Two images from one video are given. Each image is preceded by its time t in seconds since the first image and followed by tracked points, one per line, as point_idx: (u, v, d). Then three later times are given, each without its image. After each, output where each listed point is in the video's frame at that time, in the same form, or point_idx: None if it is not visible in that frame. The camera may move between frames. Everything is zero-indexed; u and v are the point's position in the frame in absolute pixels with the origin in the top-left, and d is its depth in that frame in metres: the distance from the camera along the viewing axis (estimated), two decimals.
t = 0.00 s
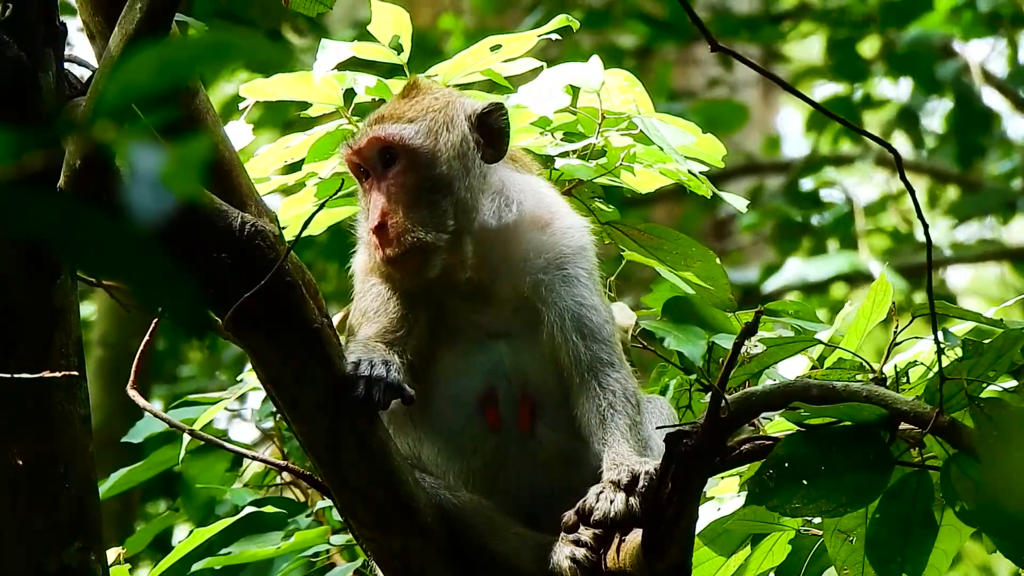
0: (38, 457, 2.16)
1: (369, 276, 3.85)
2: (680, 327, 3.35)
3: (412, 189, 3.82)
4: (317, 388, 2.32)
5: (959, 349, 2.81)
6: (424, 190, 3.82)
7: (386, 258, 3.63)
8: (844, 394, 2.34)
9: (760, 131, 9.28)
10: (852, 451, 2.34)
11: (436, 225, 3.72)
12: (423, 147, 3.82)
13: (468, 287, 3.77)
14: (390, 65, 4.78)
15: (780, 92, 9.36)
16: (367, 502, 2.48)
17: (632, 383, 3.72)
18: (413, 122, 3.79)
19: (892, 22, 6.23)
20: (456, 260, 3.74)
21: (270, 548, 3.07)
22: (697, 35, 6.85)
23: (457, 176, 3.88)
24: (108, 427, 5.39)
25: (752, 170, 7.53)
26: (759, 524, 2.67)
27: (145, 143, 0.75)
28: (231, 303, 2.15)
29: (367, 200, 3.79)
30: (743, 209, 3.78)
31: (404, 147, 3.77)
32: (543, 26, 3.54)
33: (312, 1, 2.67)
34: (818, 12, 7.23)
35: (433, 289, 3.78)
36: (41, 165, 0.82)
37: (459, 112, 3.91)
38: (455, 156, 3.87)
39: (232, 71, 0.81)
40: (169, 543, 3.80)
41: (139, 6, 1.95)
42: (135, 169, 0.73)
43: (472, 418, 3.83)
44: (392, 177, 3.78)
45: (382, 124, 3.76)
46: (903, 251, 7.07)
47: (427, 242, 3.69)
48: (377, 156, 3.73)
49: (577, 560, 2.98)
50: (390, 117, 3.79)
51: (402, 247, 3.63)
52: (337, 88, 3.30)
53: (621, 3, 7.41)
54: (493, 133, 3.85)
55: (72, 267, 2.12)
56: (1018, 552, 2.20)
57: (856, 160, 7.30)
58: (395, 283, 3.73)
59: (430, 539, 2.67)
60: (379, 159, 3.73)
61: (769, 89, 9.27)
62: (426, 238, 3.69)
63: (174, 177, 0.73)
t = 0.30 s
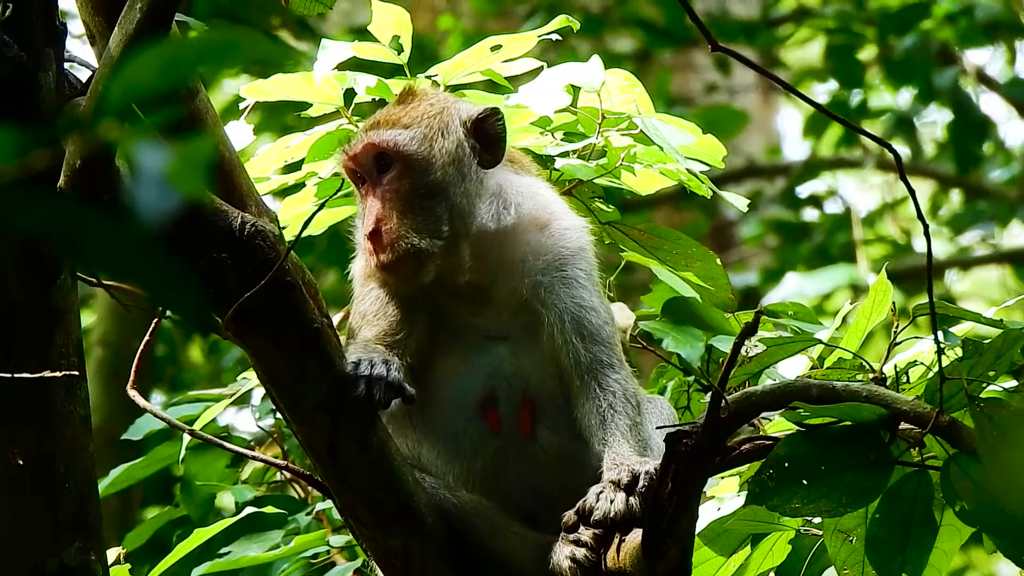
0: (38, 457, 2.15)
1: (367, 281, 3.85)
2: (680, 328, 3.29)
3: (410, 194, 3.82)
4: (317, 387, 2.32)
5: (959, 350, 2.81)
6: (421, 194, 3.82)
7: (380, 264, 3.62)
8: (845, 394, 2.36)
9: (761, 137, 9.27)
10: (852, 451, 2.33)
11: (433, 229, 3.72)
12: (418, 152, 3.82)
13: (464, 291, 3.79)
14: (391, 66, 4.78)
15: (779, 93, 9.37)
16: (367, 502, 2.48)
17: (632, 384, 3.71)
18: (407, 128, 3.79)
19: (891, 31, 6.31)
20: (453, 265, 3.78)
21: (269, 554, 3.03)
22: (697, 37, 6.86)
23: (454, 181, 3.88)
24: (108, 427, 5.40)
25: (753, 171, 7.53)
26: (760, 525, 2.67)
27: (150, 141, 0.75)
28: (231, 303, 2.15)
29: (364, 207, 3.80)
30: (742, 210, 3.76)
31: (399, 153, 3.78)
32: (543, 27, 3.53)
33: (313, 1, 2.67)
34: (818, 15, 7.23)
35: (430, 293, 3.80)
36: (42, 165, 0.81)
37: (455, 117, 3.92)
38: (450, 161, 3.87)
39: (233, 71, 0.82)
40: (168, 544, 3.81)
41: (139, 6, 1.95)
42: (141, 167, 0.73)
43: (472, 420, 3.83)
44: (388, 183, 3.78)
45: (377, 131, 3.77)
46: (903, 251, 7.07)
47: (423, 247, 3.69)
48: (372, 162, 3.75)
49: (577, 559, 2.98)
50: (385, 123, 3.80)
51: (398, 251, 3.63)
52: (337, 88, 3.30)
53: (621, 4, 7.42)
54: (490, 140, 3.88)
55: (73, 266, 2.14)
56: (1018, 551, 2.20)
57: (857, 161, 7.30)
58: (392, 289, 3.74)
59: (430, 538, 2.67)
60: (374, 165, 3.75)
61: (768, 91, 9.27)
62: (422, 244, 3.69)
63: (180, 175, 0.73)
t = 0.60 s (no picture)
0: (38, 457, 2.15)
1: (365, 284, 3.86)
2: (680, 328, 3.34)
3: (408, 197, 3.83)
4: (317, 387, 2.32)
5: (959, 350, 2.81)
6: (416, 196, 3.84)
7: (374, 265, 3.66)
8: (845, 394, 2.35)
9: (760, 136, 9.27)
10: (852, 451, 2.33)
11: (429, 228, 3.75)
12: (412, 154, 3.84)
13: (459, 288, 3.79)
14: (391, 66, 4.79)
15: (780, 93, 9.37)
16: (368, 502, 2.48)
17: (632, 383, 3.70)
18: (402, 131, 3.81)
19: (900, 27, 6.50)
20: (451, 265, 3.79)
21: (271, 545, 3.08)
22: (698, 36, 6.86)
23: (450, 182, 3.89)
24: (108, 427, 5.40)
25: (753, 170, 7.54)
26: (760, 525, 2.67)
27: (155, 141, 0.75)
28: (231, 303, 2.15)
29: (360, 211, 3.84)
30: (742, 210, 3.75)
31: (394, 156, 3.81)
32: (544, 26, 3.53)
33: (313, 1, 2.67)
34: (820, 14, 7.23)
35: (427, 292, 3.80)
36: (44, 165, 0.81)
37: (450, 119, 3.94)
38: (440, 160, 3.88)
39: (233, 70, 0.82)
40: (168, 544, 3.81)
41: (139, 6, 1.95)
42: (147, 166, 0.73)
43: (471, 420, 3.82)
44: (382, 186, 3.82)
45: (371, 135, 3.81)
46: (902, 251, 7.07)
47: (419, 248, 3.72)
48: (367, 167, 3.79)
49: (577, 560, 2.98)
50: (379, 126, 3.84)
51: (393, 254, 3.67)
52: (337, 88, 3.31)
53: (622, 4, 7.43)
54: (486, 142, 3.89)
55: (73, 266, 2.14)
56: (1018, 551, 2.20)
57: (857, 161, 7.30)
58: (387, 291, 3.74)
59: (430, 538, 2.67)
60: (369, 169, 3.79)
61: (768, 91, 9.27)
62: (415, 245, 3.71)
63: (187, 176, 0.73)
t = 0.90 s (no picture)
0: (38, 457, 2.15)
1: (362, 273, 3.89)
2: (681, 328, 3.34)
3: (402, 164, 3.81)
4: (317, 387, 2.32)
5: (959, 349, 2.80)
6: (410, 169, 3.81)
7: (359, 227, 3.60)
8: (845, 394, 2.36)
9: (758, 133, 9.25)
10: (852, 451, 2.33)
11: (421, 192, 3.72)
12: (408, 128, 3.83)
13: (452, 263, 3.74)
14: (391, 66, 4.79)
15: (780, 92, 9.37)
16: (368, 502, 2.48)
17: (630, 376, 3.68)
18: (398, 102, 3.83)
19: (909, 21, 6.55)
20: (439, 236, 3.75)
21: (272, 542, 3.09)
22: (699, 34, 6.86)
23: (445, 156, 3.86)
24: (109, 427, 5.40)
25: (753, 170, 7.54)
26: (760, 525, 2.67)
27: (162, 140, 0.76)
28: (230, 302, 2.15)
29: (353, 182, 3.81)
30: (741, 211, 3.75)
31: (390, 129, 3.80)
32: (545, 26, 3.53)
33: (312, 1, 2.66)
34: (821, 13, 7.23)
35: (419, 267, 3.76)
36: (44, 165, 0.81)
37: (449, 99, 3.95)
38: (434, 135, 3.86)
39: (236, 68, 0.82)
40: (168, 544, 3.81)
41: (139, 6, 1.95)
42: (152, 165, 0.74)
43: (467, 414, 3.81)
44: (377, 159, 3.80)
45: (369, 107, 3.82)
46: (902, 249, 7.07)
47: (409, 214, 3.68)
48: (363, 141, 3.79)
49: (577, 560, 2.98)
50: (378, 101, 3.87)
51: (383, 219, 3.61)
52: (337, 88, 3.34)
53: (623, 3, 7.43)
54: (482, 118, 3.93)
55: (72, 267, 2.14)
56: (1018, 551, 2.19)
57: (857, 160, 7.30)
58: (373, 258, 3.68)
59: (430, 538, 2.67)
60: (364, 141, 3.79)
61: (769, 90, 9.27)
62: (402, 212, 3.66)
63: (194, 176, 0.74)
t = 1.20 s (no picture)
0: (38, 457, 2.15)
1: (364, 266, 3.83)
2: (680, 327, 3.34)
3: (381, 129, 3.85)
4: (317, 387, 2.32)
5: (959, 349, 2.81)
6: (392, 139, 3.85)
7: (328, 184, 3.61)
8: (844, 394, 2.36)
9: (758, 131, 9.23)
10: (852, 451, 2.33)
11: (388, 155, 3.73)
12: (392, 103, 3.93)
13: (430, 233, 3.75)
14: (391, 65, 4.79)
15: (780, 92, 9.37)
16: (368, 502, 2.48)
17: (623, 365, 3.64)
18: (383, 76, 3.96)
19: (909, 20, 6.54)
20: (408, 202, 3.75)
21: (271, 542, 3.09)
22: (700, 33, 6.85)
23: (424, 125, 3.90)
24: (108, 427, 5.40)
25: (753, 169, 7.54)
26: (760, 524, 2.67)
27: (163, 140, 0.76)
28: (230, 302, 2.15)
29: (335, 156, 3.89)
30: (741, 212, 3.75)
31: (374, 102, 3.93)
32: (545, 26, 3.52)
33: (312, 1, 2.67)
34: (822, 12, 7.23)
35: (398, 237, 3.78)
36: (46, 165, 0.81)
37: (436, 77, 4.06)
38: (411, 106, 3.93)
39: (237, 69, 0.82)
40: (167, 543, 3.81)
41: (139, 6, 1.94)
42: (154, 163, 0.74)
43: (462, 402, 3.70)
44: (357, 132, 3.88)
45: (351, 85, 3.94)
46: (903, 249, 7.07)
47: (376, 175, 3.69)
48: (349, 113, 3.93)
49: (577, 560, 2.99)
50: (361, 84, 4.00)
51: (350, 184, 3.61)
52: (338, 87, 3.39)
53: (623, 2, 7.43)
54: (466, 99, 3.96)
55: (72, 266, 2.14)
56: (1018, 551, 2.19)
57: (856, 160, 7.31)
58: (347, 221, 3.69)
59: (430, 539, 2.67)
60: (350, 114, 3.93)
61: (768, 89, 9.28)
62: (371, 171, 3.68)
63: (196, 176, 0.74)
